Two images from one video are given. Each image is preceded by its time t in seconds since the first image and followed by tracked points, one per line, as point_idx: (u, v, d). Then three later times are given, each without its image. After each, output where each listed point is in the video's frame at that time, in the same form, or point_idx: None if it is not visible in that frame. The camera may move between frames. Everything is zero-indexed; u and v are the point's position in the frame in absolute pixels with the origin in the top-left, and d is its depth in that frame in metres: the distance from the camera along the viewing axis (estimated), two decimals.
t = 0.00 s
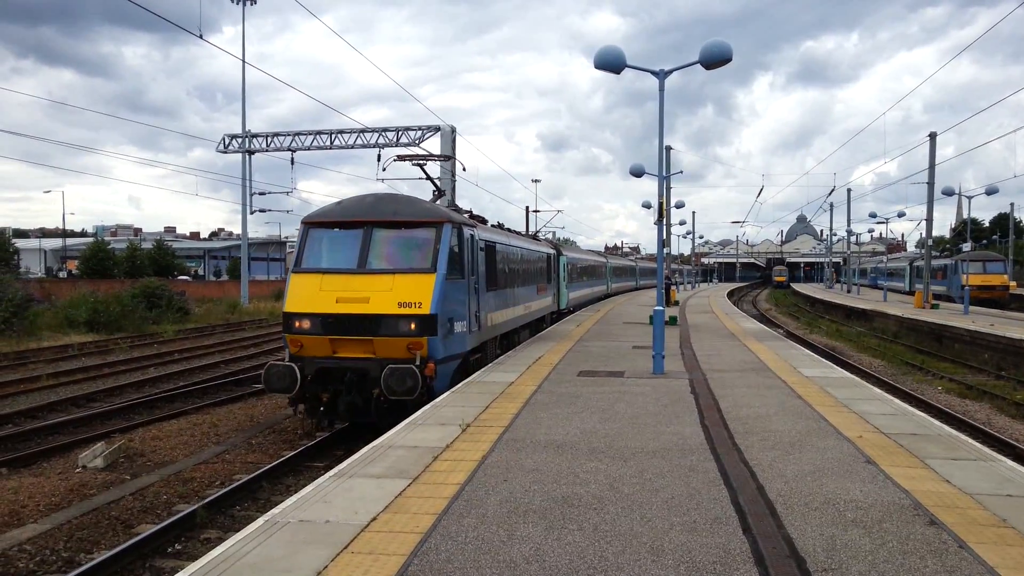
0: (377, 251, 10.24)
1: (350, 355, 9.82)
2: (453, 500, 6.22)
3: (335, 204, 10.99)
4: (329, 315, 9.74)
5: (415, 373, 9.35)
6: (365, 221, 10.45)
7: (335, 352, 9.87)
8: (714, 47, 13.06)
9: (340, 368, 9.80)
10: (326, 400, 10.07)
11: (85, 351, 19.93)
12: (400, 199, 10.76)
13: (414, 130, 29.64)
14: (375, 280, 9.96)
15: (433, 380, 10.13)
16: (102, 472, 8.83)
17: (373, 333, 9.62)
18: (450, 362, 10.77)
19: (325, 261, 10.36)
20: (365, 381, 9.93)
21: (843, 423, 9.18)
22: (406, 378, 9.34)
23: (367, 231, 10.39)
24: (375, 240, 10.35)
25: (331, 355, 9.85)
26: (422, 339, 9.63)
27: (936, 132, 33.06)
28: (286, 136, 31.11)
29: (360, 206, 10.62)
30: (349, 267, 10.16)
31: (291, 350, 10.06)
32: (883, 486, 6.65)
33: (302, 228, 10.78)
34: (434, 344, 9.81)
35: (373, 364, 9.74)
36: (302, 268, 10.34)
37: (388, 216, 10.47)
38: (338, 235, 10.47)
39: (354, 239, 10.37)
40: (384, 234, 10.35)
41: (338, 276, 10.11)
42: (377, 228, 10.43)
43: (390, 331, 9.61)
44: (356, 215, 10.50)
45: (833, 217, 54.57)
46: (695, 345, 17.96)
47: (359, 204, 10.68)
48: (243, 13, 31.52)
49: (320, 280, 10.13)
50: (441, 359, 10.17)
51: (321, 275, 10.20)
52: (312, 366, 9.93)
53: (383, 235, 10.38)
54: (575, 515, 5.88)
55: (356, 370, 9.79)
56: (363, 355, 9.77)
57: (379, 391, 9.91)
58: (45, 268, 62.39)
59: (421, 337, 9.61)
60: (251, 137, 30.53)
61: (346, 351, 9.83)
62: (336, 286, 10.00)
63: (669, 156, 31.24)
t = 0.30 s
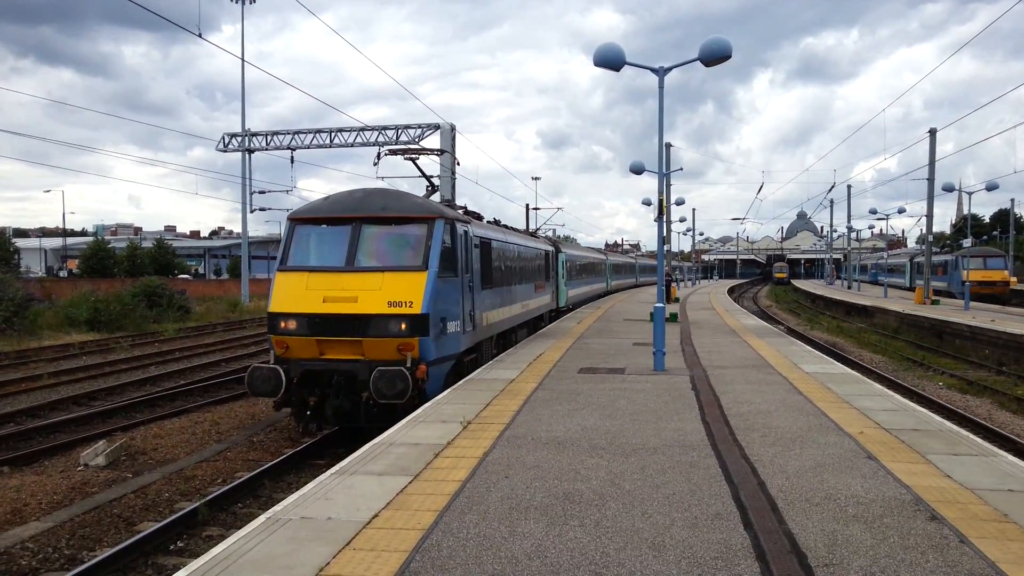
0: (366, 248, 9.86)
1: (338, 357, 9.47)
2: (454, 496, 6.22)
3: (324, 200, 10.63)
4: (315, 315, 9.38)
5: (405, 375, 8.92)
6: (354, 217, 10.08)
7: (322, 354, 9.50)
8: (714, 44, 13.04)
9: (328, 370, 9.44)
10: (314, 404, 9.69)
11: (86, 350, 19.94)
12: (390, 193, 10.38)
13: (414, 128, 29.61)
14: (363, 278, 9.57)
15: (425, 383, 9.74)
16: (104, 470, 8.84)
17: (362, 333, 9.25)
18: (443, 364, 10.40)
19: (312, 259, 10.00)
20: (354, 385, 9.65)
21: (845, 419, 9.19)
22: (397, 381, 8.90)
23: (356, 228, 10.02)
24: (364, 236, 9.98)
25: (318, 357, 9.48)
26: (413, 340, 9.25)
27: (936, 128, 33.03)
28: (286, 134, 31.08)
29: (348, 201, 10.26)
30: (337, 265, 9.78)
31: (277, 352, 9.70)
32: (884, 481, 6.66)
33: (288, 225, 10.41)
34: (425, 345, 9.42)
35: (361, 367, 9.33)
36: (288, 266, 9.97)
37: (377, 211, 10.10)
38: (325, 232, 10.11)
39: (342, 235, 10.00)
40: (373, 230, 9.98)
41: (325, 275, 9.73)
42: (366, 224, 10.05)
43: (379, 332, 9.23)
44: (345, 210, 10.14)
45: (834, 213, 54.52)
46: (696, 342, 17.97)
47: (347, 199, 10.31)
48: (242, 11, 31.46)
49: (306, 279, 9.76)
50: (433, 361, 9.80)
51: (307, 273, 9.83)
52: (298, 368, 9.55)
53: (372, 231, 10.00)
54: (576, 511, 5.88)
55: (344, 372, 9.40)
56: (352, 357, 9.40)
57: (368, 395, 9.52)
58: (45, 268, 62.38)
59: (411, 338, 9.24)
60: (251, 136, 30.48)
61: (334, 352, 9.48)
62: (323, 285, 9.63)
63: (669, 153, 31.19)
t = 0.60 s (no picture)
0: (353, 243, 9.44)
1: (324, 358, 9.06)
2: (455, 493, 6.22)
3: (309, 192, 10.20)
4: (300, 314, 8.96)
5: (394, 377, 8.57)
6: (341, 210, 9.67)
7: (307, 355, 9.09)
8: (714, 40, 13.02)
9: (313, 371, 9.01)
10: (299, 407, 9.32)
11: (87, 346, 19.96)
12: (379, 186, 9.97)
13: (415, 124, 29.56)
14: (351, 274, 9.16)
15: (416, 386, 9.35)
16: (105, 466, 8.85)
17: (349, 333, 8.85)
18: (435, 365, 10.02)
19: (297, 255, 9.57)
20: (341, 388, 9.20)
21: (845, 415, 9.19)
22: (385, 383, 8.55)
23: (343, 222, 9.60)
24: (352, 231, 9.56)
25: (303, 357, 9.05)
26: (403, 340, 8.87)
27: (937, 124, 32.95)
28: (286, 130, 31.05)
29: (335, 194, 9.84)
30: (324, 261, 9.36)
31: (260, 352, 9.27)
32: (885, 477, 6.66)
33: (272, 218, 9.97)
34: (416, 346, 9.03)
35: (348, 368, 8.92)
36: (271, 262, 9.54)
37: (366, 204, 9.68)
38: (311, 226, 9.68)
39: (329, 229, 9.58)
40: (361, 225, 9.56)
41: (310, 271, 9.31)
42: (353, 218, 9.64)
43: (368, 332, 8.83)
44: (332, 203, 9.72)
45: (835, 209, 54.46)
46: (696, 338, 17.96)
47: (334, 192, 9.89)
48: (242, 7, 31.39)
49: (290, 276, 9.33)
50: (425, 362, 9.43)
51: (292, 269, 9.41)
52: (281, 370, 9.12)
53: (360, 226, 9.59)
54: (578, 507, 5.89)
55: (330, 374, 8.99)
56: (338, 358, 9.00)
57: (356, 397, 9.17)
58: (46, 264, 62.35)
59: (401, 338, 8.84)
60: (251, 132, 30.44)
61: (320, 352, 9.07)
62: (309, 282, 9.21)
63: (670, 149, 31.17)
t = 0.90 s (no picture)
0: (339, 242, 9.01)
1: (307, 363, 8.61)
2: (456, 493, 6.22)
3: (295, 188, 9.77)
4: (282, 316, 8.51)
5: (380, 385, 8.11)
6: (327, 207, 9.24)
7: (290, 360, 8.65)
8: (716, 39, 13.01)
9: (296, 377, 8.54)
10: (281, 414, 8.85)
11: (88, 345, 19.99)
12: (368, 182, 9.56)
13: (416, 124, 29.56)
14: (337, 275, 8.70)
15: (406, 393, 8.89)
16: (106, 467, 8.86)
17: (335, 337, 8.39)
18: (426, 371, 9.55)
19: (281, 253, 9.14)
20: (325, 395, 8.72)
21: (846, 416, 9.18)
22: (371, 391, 8.11)
23: (329, 219, 9.17)
24: (338, 228, 9.12)
25: (285, 363, 8.62)
26: (391, 344, 8.40)
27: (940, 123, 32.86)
28: (287, 129, 31.06)
29: (321, 189, 9.42)
30: (309, 260, 8.92)
31: (240, 356, 8.83)
32: (886, 478, 6.66)
33: (256, 216, 9.54)
34: (405, 351, 8.57)
35: (332, 375, 8.47)
36: (253, 261, 9.11)
37: (353, 201, 9.25)
38: (295, 223, 9.26)
39: (314, 227, 9.13)
40: (348, 222, 9.14)
41: (294, 271, 8.87)
42: (340, 215, 9.21)
43: (354, 336, 8.36)
44: (318, 200, 9.29)
45: (837, 209, 54.44)
46: (698, 338, 17.95)
47: (320, 187, 9.48)
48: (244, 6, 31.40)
49: (273, 275, 8.89)
50: (415, 368, 8.98)
51: (275, 269, 8.97)
52: (261, 377, 8.67)
53: (347, 223, 9.16)
54: (578, 508, 5.89)
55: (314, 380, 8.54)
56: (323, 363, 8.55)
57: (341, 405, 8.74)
58: (47, 264, 62.47)
59: (389, 342, 8.39)
60: (253, 132, 30.45)
61: (304, 357, 8.62)
62: (292, 283, 8.76)
63: (672, 148, 31.14)
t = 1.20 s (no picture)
0: (324, 241, 8.54)
1: (289, 369, 8.13)
2: (457, 493, 6.22)
3: (279, 185, 9.31)
4: (263, 319, 8.05)
5: (365, 393, 7.61)
6: (311, 204, 8.76)
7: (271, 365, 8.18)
8: (718, 40, 13.01)
9: (277, 384, 8.07)
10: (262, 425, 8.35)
11: (90, 345, 20.01)
12: (355, 178, 9.09)
13: (418, 124, 29.59)
14: (321, 276, 8.23)
15: (394, 400, 8.40)
16: (108, 466, 8.88)
17: (318, 342, 7.90)
18: (417, 377, 9.06)
19: (263, 253, 8.68)
20: (307, 403, 8.20)
21: (848, 416, 9.17)
22: (355, 399, 7.60)
23: (313, 217, 8.69)
24: (324, 227, 8.65)
25: (266, 368, 8.16)
26: (378, 349, 7.91)
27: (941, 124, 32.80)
28: (289, 130, 31.09)
29: (305, 186, 8.95)
30: (292, 260, 8.46)
31: (220, 362, 8.38)
32: (888, 479, 6.65)
33: (237, 214, 9.08)
34: (392, 356, 8.06)
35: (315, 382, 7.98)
36: (234, 261, 8.65)
37: (339, 198, 8.78)
38: (278, 222, 8.79)
39: (298, 225, 8.66)
40: (333, 220, 8.66)
41: (276, 272, 8.40)
42: (325, 212, 8.73)
43: (338, 340, 7.87)
44: (302, 197, 8.82)
45: (840, 210, 54.36)
46: (699, 339, 17.94)
47: (305, 184, 9.01)
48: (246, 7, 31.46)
49: (254, 276, 8.42)
50: (405, 373, 8.50)
51: (256, 270, 8.50)
52: (241, 383, 8.21)
53: (333, 221, 8.69)
54: (580, 508, 5.90)
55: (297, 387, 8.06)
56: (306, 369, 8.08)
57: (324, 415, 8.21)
58: (50, 263, 62.59)
59: (376, 346, 7.90)
60: (255, 132, 30.48)
61: (285, 363, 8.15)
62: (274, 284, 8.29)
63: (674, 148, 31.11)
